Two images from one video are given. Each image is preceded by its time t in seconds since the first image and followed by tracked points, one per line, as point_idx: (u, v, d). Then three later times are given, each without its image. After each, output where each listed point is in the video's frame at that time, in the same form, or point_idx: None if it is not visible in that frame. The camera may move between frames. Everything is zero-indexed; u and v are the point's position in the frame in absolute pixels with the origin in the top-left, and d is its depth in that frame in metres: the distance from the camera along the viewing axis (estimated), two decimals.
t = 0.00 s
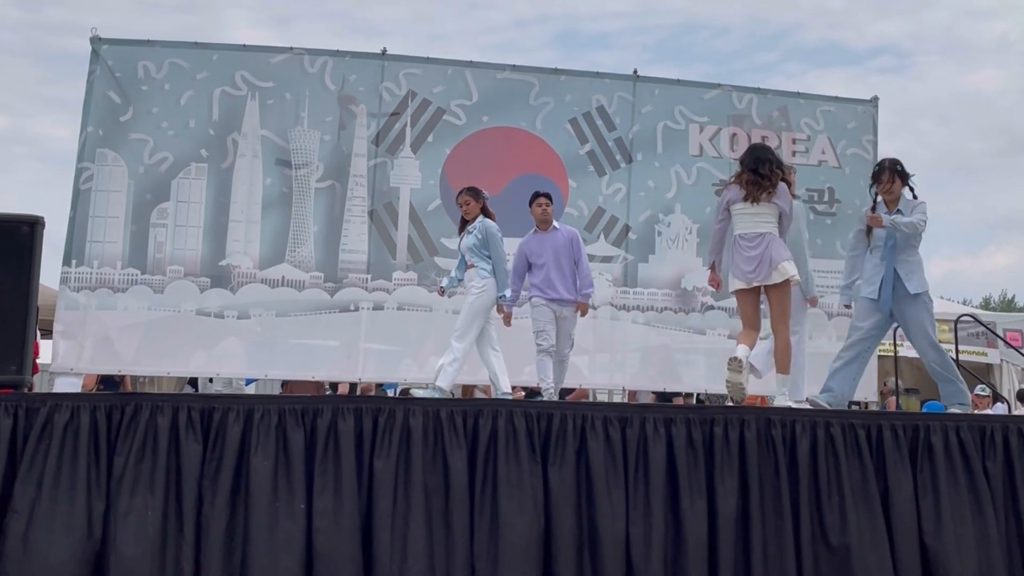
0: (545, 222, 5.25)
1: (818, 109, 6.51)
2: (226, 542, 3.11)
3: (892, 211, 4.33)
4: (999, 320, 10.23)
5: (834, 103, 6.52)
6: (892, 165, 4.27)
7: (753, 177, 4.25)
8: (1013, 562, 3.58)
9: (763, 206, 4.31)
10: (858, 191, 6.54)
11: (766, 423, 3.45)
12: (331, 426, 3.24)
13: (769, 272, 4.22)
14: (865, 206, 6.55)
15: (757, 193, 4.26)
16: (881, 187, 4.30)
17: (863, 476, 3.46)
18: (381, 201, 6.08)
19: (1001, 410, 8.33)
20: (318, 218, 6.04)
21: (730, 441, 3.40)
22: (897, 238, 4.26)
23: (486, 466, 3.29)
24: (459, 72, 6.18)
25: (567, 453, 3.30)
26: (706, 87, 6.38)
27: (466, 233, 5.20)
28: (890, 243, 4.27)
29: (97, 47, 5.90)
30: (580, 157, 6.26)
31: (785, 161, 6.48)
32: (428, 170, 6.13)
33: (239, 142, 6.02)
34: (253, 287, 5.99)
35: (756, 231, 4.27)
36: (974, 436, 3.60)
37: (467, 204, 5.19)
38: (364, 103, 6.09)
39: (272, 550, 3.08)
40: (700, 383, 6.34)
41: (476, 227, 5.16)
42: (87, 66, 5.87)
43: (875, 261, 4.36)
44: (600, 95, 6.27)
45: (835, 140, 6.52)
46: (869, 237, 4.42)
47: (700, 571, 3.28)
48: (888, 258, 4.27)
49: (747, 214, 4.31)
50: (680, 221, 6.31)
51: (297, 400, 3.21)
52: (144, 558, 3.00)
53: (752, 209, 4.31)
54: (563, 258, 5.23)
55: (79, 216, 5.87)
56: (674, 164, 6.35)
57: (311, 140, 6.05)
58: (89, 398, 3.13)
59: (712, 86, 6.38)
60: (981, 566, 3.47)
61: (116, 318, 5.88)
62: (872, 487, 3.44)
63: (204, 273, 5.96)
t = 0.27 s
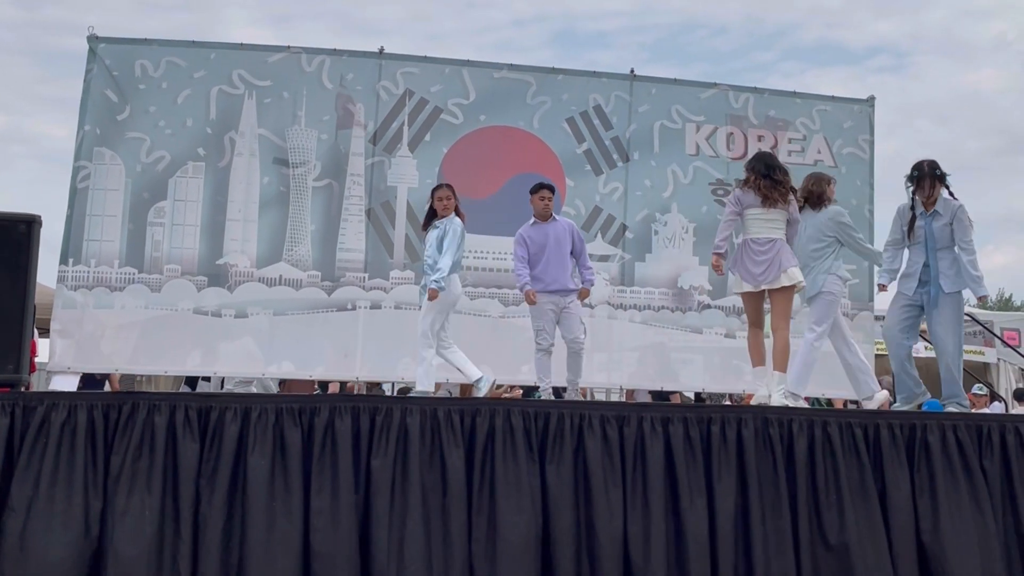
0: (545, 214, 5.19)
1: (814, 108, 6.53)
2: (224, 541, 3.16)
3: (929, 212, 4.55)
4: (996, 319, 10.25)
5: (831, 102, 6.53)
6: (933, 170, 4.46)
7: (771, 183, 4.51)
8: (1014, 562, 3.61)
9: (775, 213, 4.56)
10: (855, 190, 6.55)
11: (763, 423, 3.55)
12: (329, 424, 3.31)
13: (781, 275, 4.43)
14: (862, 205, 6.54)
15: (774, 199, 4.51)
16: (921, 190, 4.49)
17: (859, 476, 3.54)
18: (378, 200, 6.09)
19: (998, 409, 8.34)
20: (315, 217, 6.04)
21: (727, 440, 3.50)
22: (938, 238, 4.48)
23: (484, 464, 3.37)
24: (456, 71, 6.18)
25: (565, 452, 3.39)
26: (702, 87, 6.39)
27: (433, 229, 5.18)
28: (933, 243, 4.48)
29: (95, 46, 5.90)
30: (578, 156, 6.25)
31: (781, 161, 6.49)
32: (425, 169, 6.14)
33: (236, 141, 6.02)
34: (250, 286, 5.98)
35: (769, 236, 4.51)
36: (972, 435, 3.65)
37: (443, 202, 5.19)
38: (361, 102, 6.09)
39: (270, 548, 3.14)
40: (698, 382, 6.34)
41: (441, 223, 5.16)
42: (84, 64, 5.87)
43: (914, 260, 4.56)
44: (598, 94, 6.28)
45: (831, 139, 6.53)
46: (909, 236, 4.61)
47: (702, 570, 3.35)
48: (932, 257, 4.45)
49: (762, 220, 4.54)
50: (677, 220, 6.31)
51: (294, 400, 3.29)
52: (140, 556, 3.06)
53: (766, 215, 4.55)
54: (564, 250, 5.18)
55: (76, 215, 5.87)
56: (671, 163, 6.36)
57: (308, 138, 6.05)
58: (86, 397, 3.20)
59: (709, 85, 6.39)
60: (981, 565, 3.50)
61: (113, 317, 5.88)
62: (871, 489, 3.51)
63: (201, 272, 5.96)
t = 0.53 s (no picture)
0: (553, 211, 5.14)
1: (811, 107, 6.53)
2: (220, 539, 3.19)
3: (952, 223, 4.67)
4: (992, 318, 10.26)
5: (828, 101, 6.54)
6: (964, 186, 4.56)
7: (762, 193, 4.56)
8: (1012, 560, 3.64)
9: (772, 221, 4.60)
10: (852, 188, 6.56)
11: (760, 421, 3.58)
12: (327, 422, 3.34)
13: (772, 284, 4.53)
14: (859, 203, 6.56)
15: (767, 208, 4.56)
16: (950, 204, 4.58)
17: (856, 473, 3.59)
18: (375, 198, 6.09)
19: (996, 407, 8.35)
20: (313, 215, 6.04)
21: (724, 438, 3.53)
22: (961, 249, 4.62)
23: (482, 462, 3.39)
24: (453, 69, 6.19)
25: (562, 450, 3.42)
26: (699, 85, 6.41)
27: (411, 220, 5.21)
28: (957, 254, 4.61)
29: (92, 44, 5.90)
30: (575, 154, 6.26)
31: (777, 159, 6.50)
32: (422, 167, 6.13)
33: (233, 139, 6.02)
34: (247, 284, 5.98)
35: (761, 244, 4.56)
36: (968, 434, 3.69)
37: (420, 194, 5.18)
38: (359, 100, 6.09)
39: (266, 544, 3.18)
40: (695, 380, 6.34)
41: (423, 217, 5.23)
42: (81, 62, 5.86)
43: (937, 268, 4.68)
44: (595, 93, 6.28)
45: (828, 137, 6.54)
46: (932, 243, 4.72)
47: (701, 569, 3.36)
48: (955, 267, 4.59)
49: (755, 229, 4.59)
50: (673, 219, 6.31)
51: (291, 398, 3.32)
52: (136, 553, 3.10)
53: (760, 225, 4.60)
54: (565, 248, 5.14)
55: (73, 213, 5.87)
56: (668, 161, 6.37)
57: (305, 137, 6.05)
58: (84, 395, 3.24)
59: (706, 83, 6.41)
60: (981, 564, 3.52)
61: (110, 314, 5.88)
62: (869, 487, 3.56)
63: (198, 270, 5.95)
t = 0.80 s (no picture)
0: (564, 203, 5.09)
1: (809, 105, 6.53)
2: (217, 538, 3.20)
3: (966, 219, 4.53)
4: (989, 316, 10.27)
5: (825, 99, 6.54)
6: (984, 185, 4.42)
7: (750, 194, 4.70)
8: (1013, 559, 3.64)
9: (761, 222, 4.74)
10: (849, 187, 6.56)
11: (757, 419, 3.60)
12: (324, 420, 3.35)
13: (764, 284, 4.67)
14: (856, 202, 6.56)
15: (755, 209, 4.70)
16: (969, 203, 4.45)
17: (853, 472, 3.61)
18: (373, 196, 6.08)
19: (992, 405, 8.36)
20: (310, 213, 6.04)
21: (721, 436, 3.54)
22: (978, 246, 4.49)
23: (479, 461, 3.40)
24: (451, 67, 6.18)
25: (559, 448, 3.43)
26: (697, 83, 6.41)
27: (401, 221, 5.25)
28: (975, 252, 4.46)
29: (89, 41, 5.89)
30: (572, 152, 6.26)
31: (775, 158, 6.50)
32: (420, 165, 6.12)
33: (231, 136, 6.02)
34: (245, 282, 5.99)
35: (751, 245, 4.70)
36: (966, 432, 3.71)
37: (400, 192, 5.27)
38: (356, 98, 6.09)
39: (264, 542, 3.20)
40: (692, 378, 6.35)
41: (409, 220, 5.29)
42: (78, 59, 5.86)
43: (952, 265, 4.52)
44: (593, 91, 6.28)
45: (826, 136, 6.54)
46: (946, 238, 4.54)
47: (699, 567, 3.36)
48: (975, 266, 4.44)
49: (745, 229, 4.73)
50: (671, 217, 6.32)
51: (288, 396, 3.32)
52: (132, 551, 3.10)
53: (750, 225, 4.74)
54: (571, 240, 5.07)
55: (70, 210, 5.86)
56: (666, 159, 6.37)
57: (303, 134, 6.05)
58: (81, 392, 3.24)
59: (703, 82, 6.41)
60: (981, 563, 3.53)
61: (108, 312, 5.88)
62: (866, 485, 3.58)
63: (195, 267, 5.95)
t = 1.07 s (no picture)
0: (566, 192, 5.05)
1: (805, 103, 6.54)
2: (214, 536, 3.21)
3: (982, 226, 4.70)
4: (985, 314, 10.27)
5: (822, 97, 6.55)
6: (997, 191, 4.64)
7: (737, 203, 4.81)
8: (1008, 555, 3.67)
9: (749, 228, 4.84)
10: (846, 185, 6.57)
11: (754, 416, 3.62)
12: (321, 418, 3.35)
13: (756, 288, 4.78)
14: (853, 200, 6.57)
15: (742, 217, 4.80)
16: (982, 208, 4.66)
17: (850, 469, 3.62)
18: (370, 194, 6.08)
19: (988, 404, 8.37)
20: (307, 210, 6.04)
21: (717, 433, 3.55)
22: (994, 252, 4.63)
23: (476, 458, 3.41)
24: (448, 64, 6.18)
25: (555, 445, 3.44)
26: (694, 81, 6.41)
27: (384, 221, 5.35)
28: (990, 255, 4.61)
29: (85, 38, 5.88)
30: (569, 150, 6.27)
31: (772, 155, 6.50)
32: (417, 163, 6.12)
33: (228, 134, 6.01)
34: (241, 279, 5.98)
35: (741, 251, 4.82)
36: (962, 430, 3.73)
37: (378, 193, 5.29)
38: (353, 95, 6.08)
39: (261, 539, 3.21)
40: (688, 376, 6.35)
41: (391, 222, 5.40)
42: (75, 56, 5.84)
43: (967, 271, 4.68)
44: (590, 89, 6.28)
45: (822, 134, 6.55)
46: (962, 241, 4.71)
47: (694, 564, 3.40)
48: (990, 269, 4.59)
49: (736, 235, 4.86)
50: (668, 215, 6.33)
51: (285, 393, 3.33)
52: (128, 548, 3.11)
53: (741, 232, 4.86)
54: (571, 234, 5.07)
55: (66, 207, 5.86)
56: (662, 157, 6.38)
57: (300, 132, 6.05)
58: (77, 390, 3.25)
59: (700, 80, 6.42)
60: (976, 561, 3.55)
61: (104, 310, 5.87)
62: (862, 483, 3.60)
63: (192, 265, 5.95)
